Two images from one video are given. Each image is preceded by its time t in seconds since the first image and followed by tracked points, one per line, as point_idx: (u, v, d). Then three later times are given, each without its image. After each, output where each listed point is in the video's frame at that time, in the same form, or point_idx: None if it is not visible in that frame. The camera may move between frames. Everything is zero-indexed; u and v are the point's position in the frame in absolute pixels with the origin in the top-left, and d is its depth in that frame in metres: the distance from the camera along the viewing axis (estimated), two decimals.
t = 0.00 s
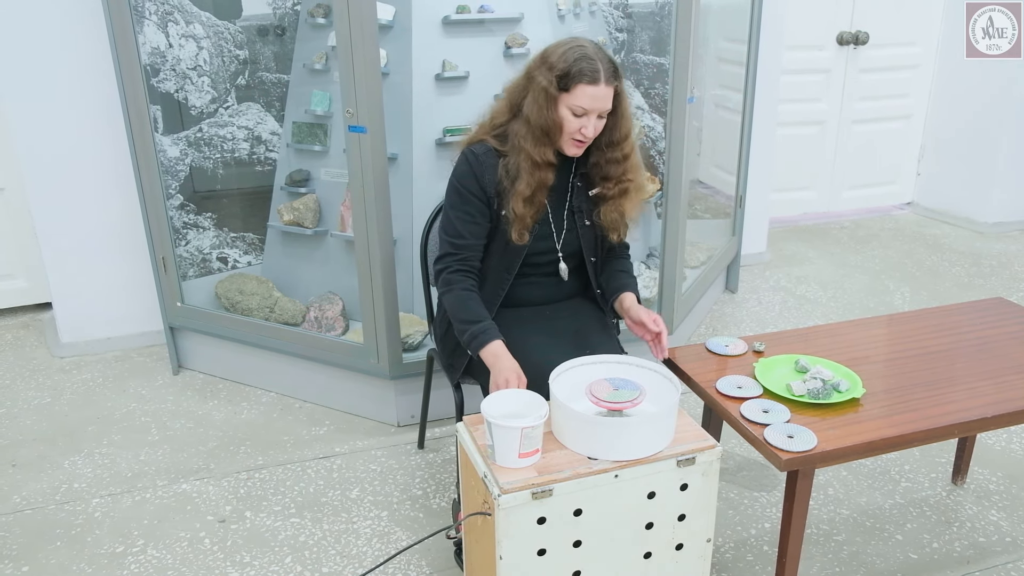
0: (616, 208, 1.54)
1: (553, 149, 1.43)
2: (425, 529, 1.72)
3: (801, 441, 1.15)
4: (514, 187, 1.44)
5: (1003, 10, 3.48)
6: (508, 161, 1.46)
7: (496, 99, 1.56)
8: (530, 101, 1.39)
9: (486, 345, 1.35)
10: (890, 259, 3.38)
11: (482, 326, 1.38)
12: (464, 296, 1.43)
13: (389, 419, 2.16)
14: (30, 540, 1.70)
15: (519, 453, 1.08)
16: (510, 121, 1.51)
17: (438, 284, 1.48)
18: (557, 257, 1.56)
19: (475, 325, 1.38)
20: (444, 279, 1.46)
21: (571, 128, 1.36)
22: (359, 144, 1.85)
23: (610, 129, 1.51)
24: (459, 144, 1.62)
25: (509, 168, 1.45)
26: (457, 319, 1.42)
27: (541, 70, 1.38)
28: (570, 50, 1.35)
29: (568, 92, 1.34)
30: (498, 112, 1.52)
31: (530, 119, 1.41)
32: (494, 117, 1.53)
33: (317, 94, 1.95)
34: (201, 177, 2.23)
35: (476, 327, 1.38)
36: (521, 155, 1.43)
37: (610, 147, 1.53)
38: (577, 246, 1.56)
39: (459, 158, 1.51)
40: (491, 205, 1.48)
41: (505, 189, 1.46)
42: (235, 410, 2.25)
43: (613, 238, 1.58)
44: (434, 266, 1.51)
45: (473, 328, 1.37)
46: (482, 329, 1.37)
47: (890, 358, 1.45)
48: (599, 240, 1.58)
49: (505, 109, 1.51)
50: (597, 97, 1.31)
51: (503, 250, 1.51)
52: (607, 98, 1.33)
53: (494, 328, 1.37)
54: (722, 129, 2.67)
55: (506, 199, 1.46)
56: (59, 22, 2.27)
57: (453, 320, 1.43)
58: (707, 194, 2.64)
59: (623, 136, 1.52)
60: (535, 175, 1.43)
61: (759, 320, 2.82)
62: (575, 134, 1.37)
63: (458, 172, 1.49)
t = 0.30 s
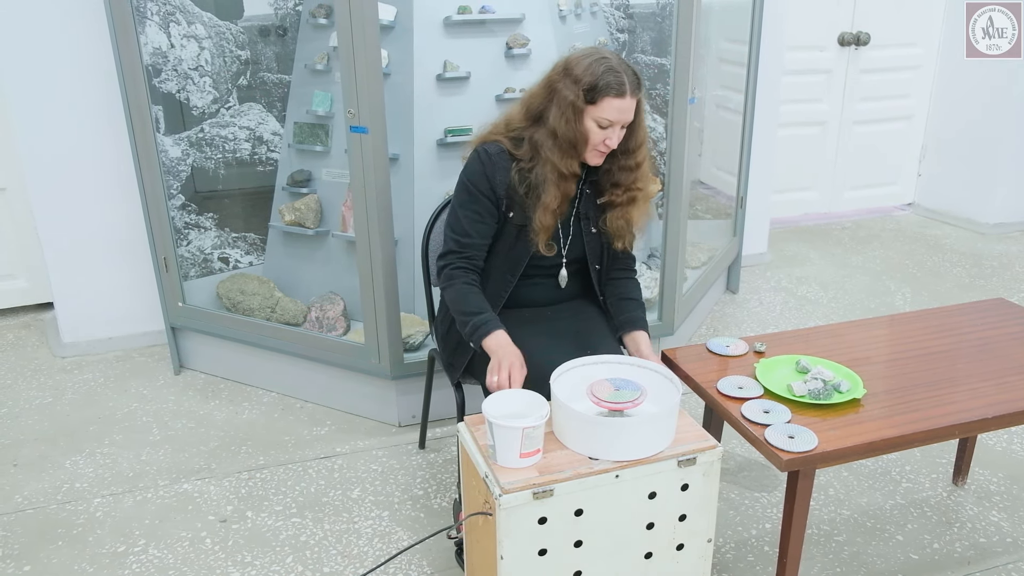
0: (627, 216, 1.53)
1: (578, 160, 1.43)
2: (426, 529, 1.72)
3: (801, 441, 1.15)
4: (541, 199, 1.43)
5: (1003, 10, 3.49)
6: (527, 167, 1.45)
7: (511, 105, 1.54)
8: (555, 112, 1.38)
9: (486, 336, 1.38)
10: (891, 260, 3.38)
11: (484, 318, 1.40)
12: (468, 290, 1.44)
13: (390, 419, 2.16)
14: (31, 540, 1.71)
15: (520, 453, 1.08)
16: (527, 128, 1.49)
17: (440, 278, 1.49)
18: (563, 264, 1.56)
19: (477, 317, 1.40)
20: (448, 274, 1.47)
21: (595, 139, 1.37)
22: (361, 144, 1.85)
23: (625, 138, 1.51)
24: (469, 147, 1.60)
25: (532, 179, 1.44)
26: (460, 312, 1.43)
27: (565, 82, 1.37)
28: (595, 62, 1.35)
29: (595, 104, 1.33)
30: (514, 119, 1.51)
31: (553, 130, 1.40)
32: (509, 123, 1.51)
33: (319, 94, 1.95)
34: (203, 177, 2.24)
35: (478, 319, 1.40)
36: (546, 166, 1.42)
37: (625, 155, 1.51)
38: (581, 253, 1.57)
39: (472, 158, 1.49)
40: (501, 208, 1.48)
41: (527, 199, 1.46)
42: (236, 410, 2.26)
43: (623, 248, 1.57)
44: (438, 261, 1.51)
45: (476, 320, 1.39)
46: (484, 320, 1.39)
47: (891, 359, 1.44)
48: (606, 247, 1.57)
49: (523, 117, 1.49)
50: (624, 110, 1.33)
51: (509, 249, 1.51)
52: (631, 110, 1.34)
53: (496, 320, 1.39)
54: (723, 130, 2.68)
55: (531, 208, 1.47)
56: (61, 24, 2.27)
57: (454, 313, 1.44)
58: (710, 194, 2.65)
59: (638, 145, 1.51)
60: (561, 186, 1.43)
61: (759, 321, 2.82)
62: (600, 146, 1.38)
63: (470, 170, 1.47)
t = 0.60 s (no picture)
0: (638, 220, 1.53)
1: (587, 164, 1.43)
2: (427, 529, 1.72)
3: (801, 442, 1.15)
4: (553, 203, 1.43)
5: (1003, 10, 3.50)
6: (536, 169, 1.45)
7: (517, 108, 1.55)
8: (561, 116, 1.38)
9: (550, 319, 1.25)
10: (892, 260, 3.38)
11: (541, 303, 1.29)
12: (519, 277, 1.35)
13: (391, 419, 2.16)
14: (33, 539, 1.71)
15: (520, 453, 1.09)
16: (536, 131, 1.48)
17: (483, 271, 1.40)
18: (567, 266, 1.57)
19: (533, 302, 1.30)
20: (493, 265, 1.38)
21: (599, 143, 1.38)
22: (362, 145, 1.85)
23: (635, 142, 1.50)
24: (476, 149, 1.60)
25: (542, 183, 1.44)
26: (511, 299, 1.33)
27: (570, 85, 1.37)
28: (600, 66, 1.35)
29: (599, 108, 1.34)
30: (520, 122, 1.51)
31: (557, 134, 1.40)
32: (516, 126, 1.50)
33: (320, 95, 1.95)
34: (204, 178, 2.24)
35: (534, 303, 1.29)
36: (557, 170, 1.41)
37: (634, 160, 1.51)
38: (585, 256, 1.57)
39: (484, 155, 1.47)
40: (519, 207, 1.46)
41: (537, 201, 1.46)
42: (238, 410, 2.26)
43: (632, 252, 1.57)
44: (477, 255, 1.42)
45: (532, 305, 1.28)
46: (541, 305, 1.28)
47: (892, 359, 1.45)
48: (614, 250, 1.57)
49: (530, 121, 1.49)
50: (627, 113, 1.33)
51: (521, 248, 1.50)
52: (636, 113, 1.34)
53: (553, 303, 1.28)
54: (724, 130, 2.68)
55: (546, 211, 1.46)
56: (63, 24, 2.28)
57: (505, 301, 1.34)
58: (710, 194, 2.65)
59: (648, 150, 1.51)
60: (573, 190, 1.42)
61: (760, 321, 2.82)
62: (604, 149, 1.39)
63: (485, 167, 1.46)
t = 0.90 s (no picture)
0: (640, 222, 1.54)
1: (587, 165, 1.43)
2: (428, 529, 1.72)
3: (802, 443, 1.15)
4: (551, 203, 1.43)
5: (1003, 10, 3.50)
6: (541, 169, 1.45)
7: (523, 107, 1.55)
8: (561, 117, 1.39)
9: (572, 321, 1.25)
10: (893, 261, 3.38)
11: (565, 302, 1.28)
12: (541, 274, 1.33)
13: (392, 419, 2.17)
14: (35, 539, 1.71)
15: (522, 453, 1.09)
16: (540, 132, 1.49)
17: (503, 266, 1.37)
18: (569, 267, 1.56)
19: (556, 300, 1.28)
20: (515, 260, 1.35)
21: (599, 144, 1.37)
22: (363, 145, 1.86)
23: (640, 145, 1.50)
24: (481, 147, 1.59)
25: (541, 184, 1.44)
26: (533, 296, 1.31)
27: (572, 86, 1.38)
28: (601, 67, 1.35)
29: (599, 109, 1.34)
30: (525, 122, 1.51)
31: (559, 135, 1.40)
32: (520, 125, 1.50)
33: (321, 95, 1.95)
34: (206, 178, 2.24)
35: (559, 301, 1.28)
36: (556, 171, 1.41)
37: (638, 163, 1.51)
38: (587, 257, 1.56)
39: (490, 151, 1.46)
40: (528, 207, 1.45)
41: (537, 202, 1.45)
42: (239, 410, 2.26)
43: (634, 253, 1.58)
44: (495, 251, 1.39)
45: (555, 304, 1.27)
46: (565, 304, 1.27)
47: (894, 360, 1.44)
48: (617, 251, 1.58)
49: (533, 121, 1.49)
50: (626, 114, 1.32)
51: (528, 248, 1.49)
52: (635, 115, 1.33)
53: (576, 304, 1.28)
54: (725, 131, 2.68)
55: (541, 211, 1.46)
56: (64, 24, 2.28)
57: (527, 298, 1.32)
58: (711, 195, 2.65)
59: (652, 152, 1.51)
60: (570, 190, 1.42)
61: (761, 321, 2.82)
62: (604, 150, 1.38)
63: (492, 161, 1.44)
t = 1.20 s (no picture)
0: (637, 222, 1.54)
1: (582, 164, 1.43)
2: (428, 529, 1.72)
3: (802, 443, 1.15)
4: (547, 203, 1.43)
5: (1003, 11, 3.52)
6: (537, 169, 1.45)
7: (521, 106, 1.55)
8: (555, 117, 1.39)
9: (577, 315, 1.25)
10: (894, 261, 3.38)
11: (570, 295, 1.27)
12: (548, 266, 1.33)
13: (393, 419, 2.17)
14: (36, 539, 1.71)
15: (522, 453, 1.09)
16: (538, 131, 1.49)
17: (510, 258, 1.36)
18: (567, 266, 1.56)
19: (562, 293, 1.28)
20: (522, 252, 1.35)
21: (595, 144, 1.36)
22: (363, 146, 1.86)
23: (636, 145, 1.50)
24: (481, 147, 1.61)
25: (537, 182, 1.44)
26: (539, 288, 1.30)
27: (567, 86, 1.38)
28: (594, 67, 1.35)
29: (593, 109, 1.33)
30: (522, 122, 1.51)
31: (555, 135, 1.40)
32: (518, 125, 1.51)
33: (321, 96, 1.95)
34: (206, 178, 2.24)
35: (562, 295, 1.27)
36: (551, 171, 1.42)
37: (634, 163, 1.52)
38: (585, 258, 1.57)
39: (489, 149, 1.48)
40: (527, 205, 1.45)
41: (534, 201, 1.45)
42: (239, 410, 2.26)
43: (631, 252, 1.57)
44: (502, 244, 1.39)
45: (560, 297, 1.27)
46: (570, 297, 1.27)
47: (894, 360, 1.44)
48: (614, 252, 1.58)
49: (530, 121, 1.50)
50: (619, 113, 1.31)
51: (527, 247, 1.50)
52: (631, 115, 1.32)
53: (580, 297, 1.28)
54: (726, 131, 2.69)
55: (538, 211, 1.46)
56: (65, 25, 2.28)
57: (533, 290, 1.31)
58: (711, 195, 2.65)
59: (648, 152, 1.50)
60: (567, 190, 1.43)
61: (762, 321, 2.82)
62: (599, 150, 1.37)
63: (492, 159, 1.45)
